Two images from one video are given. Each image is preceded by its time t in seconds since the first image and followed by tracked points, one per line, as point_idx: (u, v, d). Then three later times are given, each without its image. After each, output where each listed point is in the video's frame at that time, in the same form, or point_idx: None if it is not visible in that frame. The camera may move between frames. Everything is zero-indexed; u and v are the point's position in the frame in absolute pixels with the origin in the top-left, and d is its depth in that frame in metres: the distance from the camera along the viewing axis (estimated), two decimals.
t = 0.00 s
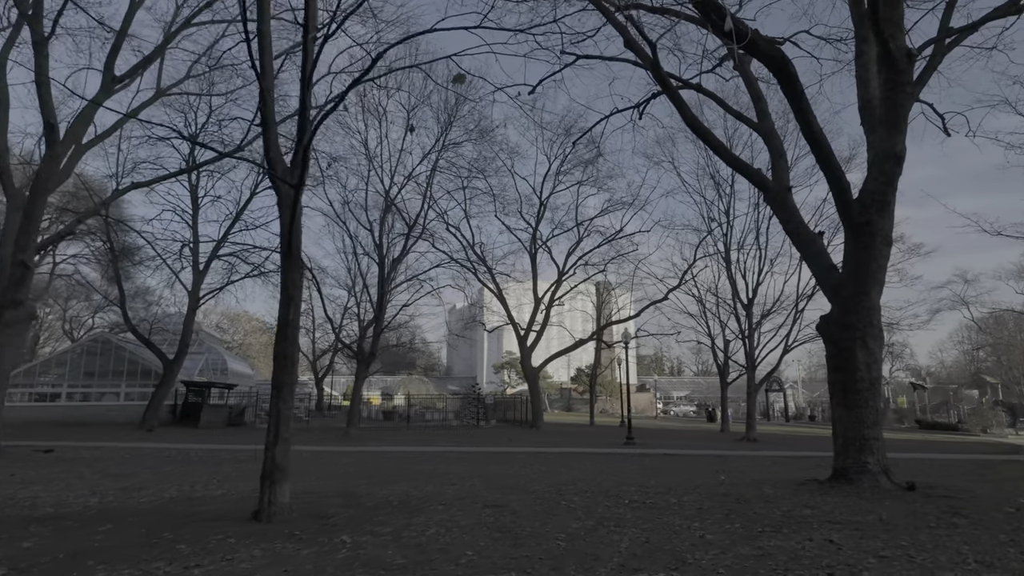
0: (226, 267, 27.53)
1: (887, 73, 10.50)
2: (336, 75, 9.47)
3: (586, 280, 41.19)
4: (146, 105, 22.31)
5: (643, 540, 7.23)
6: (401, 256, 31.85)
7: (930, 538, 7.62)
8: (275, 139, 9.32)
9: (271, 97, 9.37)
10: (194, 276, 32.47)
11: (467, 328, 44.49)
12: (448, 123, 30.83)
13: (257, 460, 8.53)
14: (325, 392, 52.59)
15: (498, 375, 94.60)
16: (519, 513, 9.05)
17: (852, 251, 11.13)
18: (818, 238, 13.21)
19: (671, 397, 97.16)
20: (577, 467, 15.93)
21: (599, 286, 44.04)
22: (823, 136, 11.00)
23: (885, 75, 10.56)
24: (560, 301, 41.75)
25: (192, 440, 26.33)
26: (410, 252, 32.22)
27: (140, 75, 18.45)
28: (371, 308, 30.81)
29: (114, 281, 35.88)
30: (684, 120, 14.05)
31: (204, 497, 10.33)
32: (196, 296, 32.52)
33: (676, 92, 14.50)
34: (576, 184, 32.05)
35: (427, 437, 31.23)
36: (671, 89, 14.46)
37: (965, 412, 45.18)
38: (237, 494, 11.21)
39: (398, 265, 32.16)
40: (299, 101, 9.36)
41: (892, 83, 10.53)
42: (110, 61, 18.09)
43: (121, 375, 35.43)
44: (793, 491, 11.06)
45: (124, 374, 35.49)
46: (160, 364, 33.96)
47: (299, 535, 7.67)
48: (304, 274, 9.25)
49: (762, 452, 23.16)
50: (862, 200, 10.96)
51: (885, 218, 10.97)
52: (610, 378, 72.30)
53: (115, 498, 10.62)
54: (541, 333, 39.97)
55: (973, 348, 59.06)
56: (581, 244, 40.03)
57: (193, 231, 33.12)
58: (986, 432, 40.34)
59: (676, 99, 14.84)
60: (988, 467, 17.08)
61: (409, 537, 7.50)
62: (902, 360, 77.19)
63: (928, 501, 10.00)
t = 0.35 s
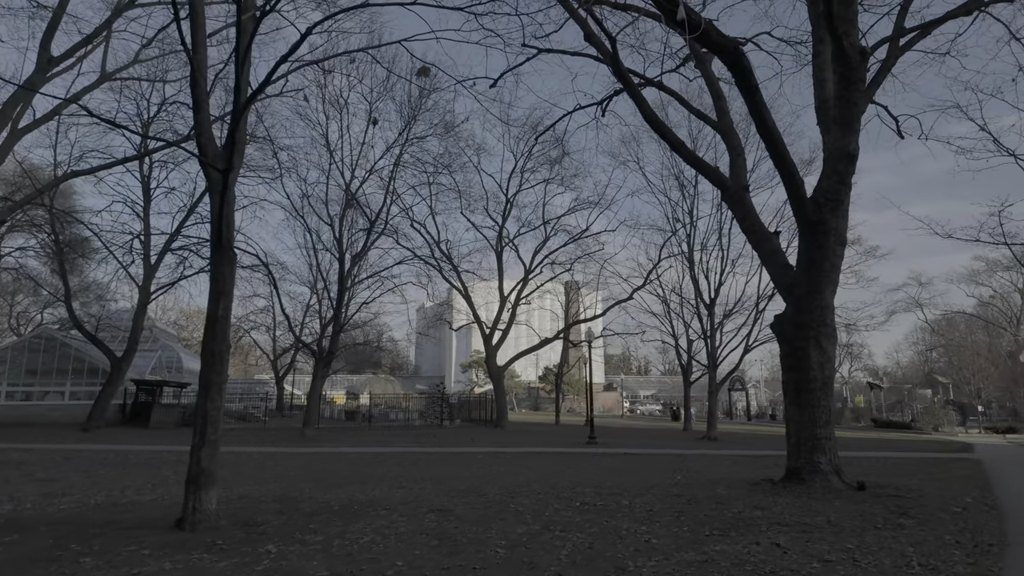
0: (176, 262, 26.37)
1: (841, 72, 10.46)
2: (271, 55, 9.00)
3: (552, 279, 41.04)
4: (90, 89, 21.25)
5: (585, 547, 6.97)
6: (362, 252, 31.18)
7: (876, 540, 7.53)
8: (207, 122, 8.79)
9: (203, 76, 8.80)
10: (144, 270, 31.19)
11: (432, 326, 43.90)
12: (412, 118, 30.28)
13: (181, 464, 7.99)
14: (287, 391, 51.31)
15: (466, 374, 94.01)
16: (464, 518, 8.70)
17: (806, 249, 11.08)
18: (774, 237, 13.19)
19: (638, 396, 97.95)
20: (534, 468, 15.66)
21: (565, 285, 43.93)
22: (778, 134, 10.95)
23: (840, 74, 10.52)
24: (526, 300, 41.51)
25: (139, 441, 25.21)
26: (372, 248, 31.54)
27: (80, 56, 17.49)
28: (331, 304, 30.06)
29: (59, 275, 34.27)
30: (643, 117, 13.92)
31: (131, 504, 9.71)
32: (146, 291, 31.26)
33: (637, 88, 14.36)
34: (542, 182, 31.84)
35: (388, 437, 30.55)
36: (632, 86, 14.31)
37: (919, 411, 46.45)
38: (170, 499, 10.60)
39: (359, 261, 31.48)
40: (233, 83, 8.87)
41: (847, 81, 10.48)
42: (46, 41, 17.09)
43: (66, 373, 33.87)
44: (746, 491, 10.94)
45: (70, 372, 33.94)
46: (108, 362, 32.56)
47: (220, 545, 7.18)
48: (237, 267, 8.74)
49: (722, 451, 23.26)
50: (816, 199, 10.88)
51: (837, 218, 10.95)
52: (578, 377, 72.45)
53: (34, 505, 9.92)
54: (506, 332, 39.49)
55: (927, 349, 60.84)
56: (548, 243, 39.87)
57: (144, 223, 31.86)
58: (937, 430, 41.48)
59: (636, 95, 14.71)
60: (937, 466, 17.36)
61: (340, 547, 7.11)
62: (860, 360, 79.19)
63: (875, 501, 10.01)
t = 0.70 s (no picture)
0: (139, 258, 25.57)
1: (811, 64, 10.30)
2: (216, 34, 8.58)
3: (530, 278, 40.77)
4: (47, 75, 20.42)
5: (540, 554, 6.65)
6: (335, 249, 30.63)
7: (840, 542, 7.32)
8: (148, 104, 8.34)
9: (145, 55, 8.34)
10: (109, 266, 30.26)
11: (409, 325, 43.37)
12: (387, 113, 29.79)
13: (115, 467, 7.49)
14: (260, 391, 50.36)
15: (445, 374, 93.39)
16: (419, 522, 8.32)
17: (775, 246, 10.91)
18: (745, 232, 13.06)
19: (618, 396, 98.10)
20: (503, 468, 15.32)
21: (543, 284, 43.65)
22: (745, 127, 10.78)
23: (809, 66, 10.36)
24: (504, 299, 41.17)
25: (99, 442, 24.35)
26: (345, 243, 30.93)
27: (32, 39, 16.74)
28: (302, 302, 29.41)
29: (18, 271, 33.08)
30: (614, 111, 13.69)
31: (68, 510, 9.18)
32: (111, 287, 30.29)
33: (609, 83, 14.17)
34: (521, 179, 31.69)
35: (360, 438, 29.92)
36: (603, 81, 14.10)
37: (891, 410, 47.03)
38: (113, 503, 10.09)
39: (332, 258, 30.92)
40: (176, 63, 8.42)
41: (816, 74, 10.33)
42: None
43: (26, 372, 32.73)
44: (714, 492, 10.72)
45: (29, 371, 32.79)
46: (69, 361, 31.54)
47: (151, 554, 6.73)
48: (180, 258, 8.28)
49: (696, 451, 23.17)
50: (785, 193, 10.70)
51: (806, 214, 10.78)
52: (557, 377, 72.34)
53: None
54: (483, 331, 39.04)
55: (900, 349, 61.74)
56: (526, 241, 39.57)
57: (109, 218, 30.88)
58: (909, 429, 41.97)
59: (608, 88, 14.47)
60: (907, 465, 17.36)
61: (281, 554, 6.72)
62: (836, 360, 80.20)
63: (843, 500, 9.85)
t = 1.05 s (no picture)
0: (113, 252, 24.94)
1: (794, 51, 10.00)
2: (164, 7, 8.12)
3: (518, 275, 40.38)
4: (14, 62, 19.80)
5: (502, 560, 6.27)
6: (317, 245, 30.11)
7: (820, 547, 6.98)
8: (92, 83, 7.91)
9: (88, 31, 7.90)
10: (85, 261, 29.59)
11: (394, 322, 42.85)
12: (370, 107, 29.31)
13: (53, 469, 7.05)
14: (244, 389, 49.66)
15: (434, 372, 92.80)
16: (382, 526, 7.93)
17: (757, 238, 10.59)
18: (728, 227, 12.73)
19: (607, 394, 97.94)
20: (481, 468, 14.93)
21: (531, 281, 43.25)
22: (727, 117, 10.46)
23: (792, 52, 10.07)
24: (491, 296, 40.73)
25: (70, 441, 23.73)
26: (328, 239, 30.40)
27: None
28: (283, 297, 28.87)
29: None
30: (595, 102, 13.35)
31: (12, 514, 8.70)
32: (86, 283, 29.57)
33: (591, 73, 13.81)
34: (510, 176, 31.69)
35: (341, 437, 29.41)
36: (586, 71, 13.74)
37: (878, 409, 47.10)
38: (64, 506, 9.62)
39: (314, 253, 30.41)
40: (122, 42, 8.02)
41: (799, 61, 10.03)
42: None
43: None
44: (694, 492, 10.37)
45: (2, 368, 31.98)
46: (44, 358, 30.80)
47: (85, 564, 6.28)
48: (128, 248, 7.84)
49: (681, 450, 22.86)
50: (767, 185, 10.37)
51: (788, 206, 10.47)
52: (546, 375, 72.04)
53: None
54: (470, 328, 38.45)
55: (887, 348, 61.98)
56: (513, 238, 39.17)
57: (85, 211, 30.18)
58: (895, 427, 42.03)
59: (589, 79, 14.12)
60: (893, 464, 17.13)
61: (225, 563, 6.31)
62: (824, 359, 80.49)
63: (825, 501, 9.55)
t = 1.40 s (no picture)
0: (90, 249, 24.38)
1: (780, 39, 9.70)
2: None
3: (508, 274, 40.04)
4: None
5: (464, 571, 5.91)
6: (301, 242, 29.67)
7: (802, 555, 6.65)
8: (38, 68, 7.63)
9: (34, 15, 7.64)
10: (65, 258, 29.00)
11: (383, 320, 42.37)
12: (357, 103, 28.92)
13: None
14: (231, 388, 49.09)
15: (425, 372, 92.29)
16: (345, 534, 7.57)
17: (741, 233, 10.26)
18: (714, 223, 12.40)
19: (599, 393, 97.75)
20: (462, 470, 14.56)
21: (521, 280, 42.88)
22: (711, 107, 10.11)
23: (779, 41, 9.77)
24: (481, 294, 40.35)
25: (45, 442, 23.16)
26: (314, 235, 29.94)
27: None
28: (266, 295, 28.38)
29: None
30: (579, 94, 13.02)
31: None
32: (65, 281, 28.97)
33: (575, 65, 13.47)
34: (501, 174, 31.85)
35: (324, 437, 28.95)
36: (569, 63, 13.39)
37: (868, 408, 47.08)
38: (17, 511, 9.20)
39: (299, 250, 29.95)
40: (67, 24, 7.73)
41: (786, 49, 9.73)
42: None
43: None
44: (676, 495, 10.01)
45: None
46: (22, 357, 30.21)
47: None
48: (76, 240, 7.46)
49: (669, 450, 22.58)
50: (753, 177, 10.03)
51: (773, 200, 10.15)
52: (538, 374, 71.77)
53: None
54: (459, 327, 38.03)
55: (878, 348, 62.06)
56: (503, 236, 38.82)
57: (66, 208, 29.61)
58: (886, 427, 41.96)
59: (573, 71, 13.77)
60: (881, 465, 16.90)
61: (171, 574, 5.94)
62: (815, 359, 80.58)
63: (811, 505, 9.23)
